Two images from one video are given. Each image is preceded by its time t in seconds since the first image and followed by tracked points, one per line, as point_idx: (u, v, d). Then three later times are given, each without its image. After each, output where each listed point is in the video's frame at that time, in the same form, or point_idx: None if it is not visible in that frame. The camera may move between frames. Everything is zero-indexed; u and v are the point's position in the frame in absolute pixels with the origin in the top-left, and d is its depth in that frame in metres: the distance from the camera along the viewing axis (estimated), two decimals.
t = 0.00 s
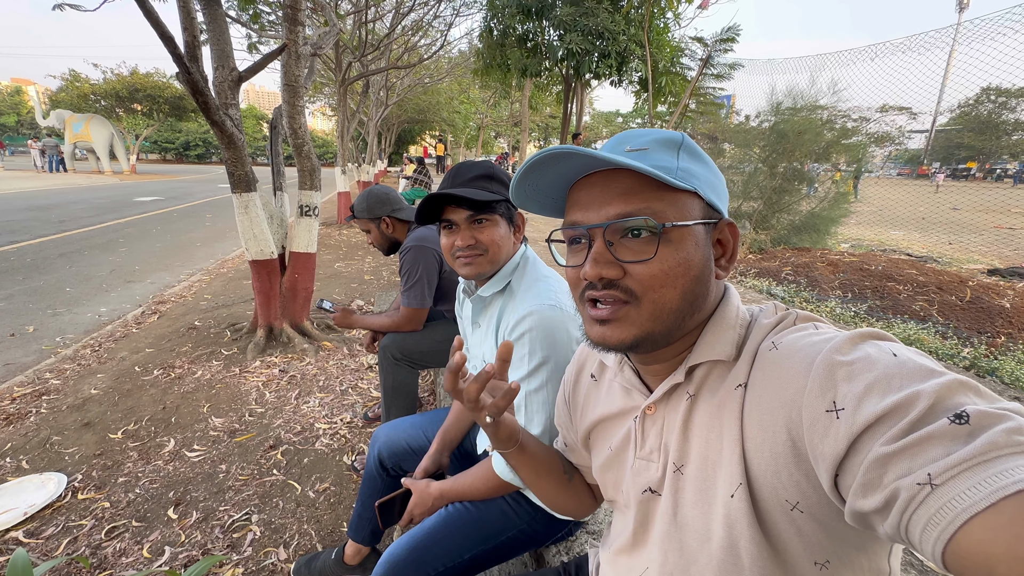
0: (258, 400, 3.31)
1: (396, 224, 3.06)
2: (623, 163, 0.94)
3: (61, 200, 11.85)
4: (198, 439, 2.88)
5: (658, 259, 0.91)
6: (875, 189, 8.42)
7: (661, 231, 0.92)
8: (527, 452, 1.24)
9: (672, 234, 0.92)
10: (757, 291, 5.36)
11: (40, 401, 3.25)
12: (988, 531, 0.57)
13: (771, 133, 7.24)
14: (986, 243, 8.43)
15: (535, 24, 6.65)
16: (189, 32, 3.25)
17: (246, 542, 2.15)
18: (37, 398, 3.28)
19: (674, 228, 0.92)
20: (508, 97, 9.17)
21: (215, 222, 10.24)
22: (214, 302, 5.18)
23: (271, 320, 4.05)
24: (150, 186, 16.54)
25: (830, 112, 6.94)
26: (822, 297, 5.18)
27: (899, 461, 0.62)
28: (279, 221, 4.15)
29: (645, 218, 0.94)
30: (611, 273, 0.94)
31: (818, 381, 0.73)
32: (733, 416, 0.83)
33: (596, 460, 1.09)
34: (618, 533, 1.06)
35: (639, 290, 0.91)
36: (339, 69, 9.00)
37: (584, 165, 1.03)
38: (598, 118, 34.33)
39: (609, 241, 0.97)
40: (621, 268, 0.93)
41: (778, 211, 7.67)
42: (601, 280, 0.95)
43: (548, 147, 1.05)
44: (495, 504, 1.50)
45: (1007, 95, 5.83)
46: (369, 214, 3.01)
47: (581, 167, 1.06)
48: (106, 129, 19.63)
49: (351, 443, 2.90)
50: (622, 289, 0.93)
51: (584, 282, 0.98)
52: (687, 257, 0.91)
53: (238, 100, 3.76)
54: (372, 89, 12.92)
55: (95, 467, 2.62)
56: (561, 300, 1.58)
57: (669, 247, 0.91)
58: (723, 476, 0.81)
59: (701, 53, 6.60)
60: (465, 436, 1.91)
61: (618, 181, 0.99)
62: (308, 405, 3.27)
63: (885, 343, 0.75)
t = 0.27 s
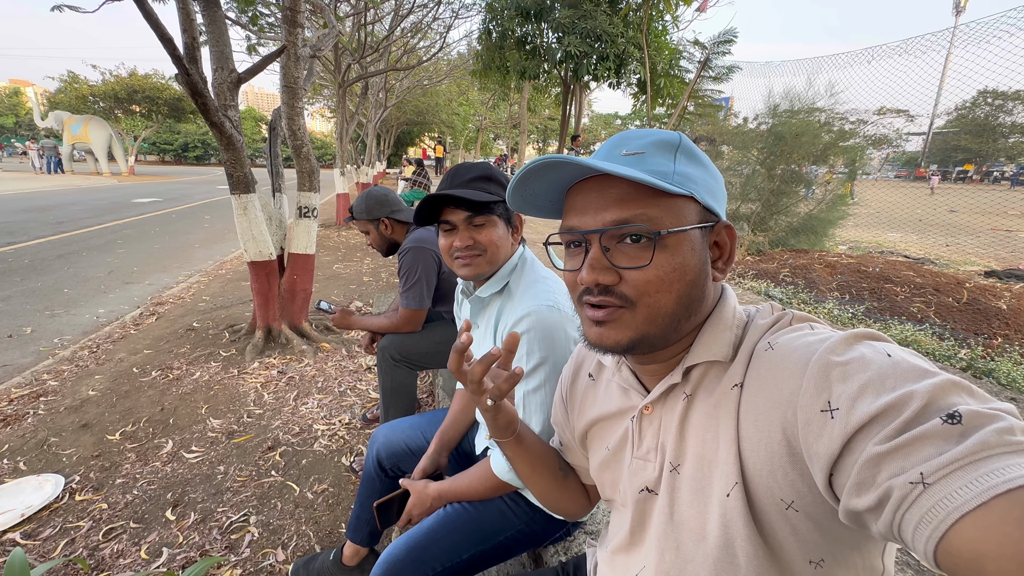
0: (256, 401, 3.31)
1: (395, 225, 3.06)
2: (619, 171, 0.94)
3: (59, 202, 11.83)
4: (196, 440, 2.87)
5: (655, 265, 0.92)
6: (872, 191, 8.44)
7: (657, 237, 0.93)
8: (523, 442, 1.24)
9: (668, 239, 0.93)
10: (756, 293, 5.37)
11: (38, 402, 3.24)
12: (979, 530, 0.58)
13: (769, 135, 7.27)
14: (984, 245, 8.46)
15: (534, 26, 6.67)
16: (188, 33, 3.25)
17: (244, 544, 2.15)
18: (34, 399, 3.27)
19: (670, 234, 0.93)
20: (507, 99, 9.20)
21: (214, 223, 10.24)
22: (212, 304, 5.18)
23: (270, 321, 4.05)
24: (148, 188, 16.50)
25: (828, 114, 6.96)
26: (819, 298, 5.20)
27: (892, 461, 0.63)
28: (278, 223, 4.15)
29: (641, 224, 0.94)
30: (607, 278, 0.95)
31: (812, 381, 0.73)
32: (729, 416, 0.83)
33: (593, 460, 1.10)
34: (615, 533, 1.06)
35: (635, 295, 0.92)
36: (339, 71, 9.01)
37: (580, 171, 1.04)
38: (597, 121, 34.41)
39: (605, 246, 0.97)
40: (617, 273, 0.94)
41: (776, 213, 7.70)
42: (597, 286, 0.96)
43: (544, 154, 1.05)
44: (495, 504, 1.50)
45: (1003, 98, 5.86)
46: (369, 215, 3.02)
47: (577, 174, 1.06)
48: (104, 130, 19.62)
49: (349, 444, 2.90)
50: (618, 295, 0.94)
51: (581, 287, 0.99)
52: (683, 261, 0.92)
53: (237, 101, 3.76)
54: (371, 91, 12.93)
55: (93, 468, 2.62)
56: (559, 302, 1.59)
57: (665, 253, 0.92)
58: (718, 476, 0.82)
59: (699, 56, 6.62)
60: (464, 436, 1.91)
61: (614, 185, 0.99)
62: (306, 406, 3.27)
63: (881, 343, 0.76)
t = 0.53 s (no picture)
0: (253, 403, 3.29)
1: (393, 226, 3.06)
2: (630, 163, 0.94)
3: (54, 203, 11.77)
4: (193, 442, 2.86)
5: (661, 258, 0.91)
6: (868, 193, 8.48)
7: (665, 231, 0.93)
8: (497, 515, 1.23)
9: (675, 234, 0.92)
10: (753, 294, 5.38)
11: (33, 405, 3.22)
12: (984, 529, 0.57)
13: (765, 137, 7.29)
14: (979, 246, 8.50)
15: (531, 28, 6.68)
16: (185, 34, 3.24)
17: (240, 547, 2.14)
18: (29, 402, 3.25)
19: (676, 228, 0.93)
20: (504, 101, 9.21)
21: (211, 225, 10.21)
22: (209, 306, 5.15)
23: (267, 323, 4.03)
24: (144, 189, 16.44)
25: (824, 116, 6.99)
26: (816, 299, 5.21)
27: (896, 460, 0.63)
28: (275, 224, 4.14)
29: (649, 217, 0.94)
30: (612, 270, 0.95)
31: (815, 380, 0.73)
32: (731, 416, 0.83)
33: (594, 461, 1.09)
34: (616, 534, 1.06)
35: (640, 288, 0.92)
36: (336, 73, 9.01)
37: (590, 163, 1.04)
38: (594, 123, 34.49)
39: (612, 238, 0.97)
40: (623, 265, 0.94)
41: (773, 215, 7.71)
42: (602, 277, 0.96)
43: (557, 142, 1.05)
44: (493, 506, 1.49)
45: (998, 100, 5.90)
46: (367, 216, 3.01)
47: (586, 165, 1.07)
48: (100, 132, 19.56)
49: (347, 446, 2.89)
50: (623, 288, 0.94)
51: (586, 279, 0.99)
52: (690, 257, 0.92)
53: (234, 102, 3.75)
54: (368, 93, 12.92)
55: (88, 471, 2.60)
56: (561, 302, 1.58)
57: (672, 248, 0.92)
58: (722, 476, 0.82)
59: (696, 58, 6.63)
60: (462, 438, 1.90)
61: (624, 178, 0.99)
62: (304, 408, 3.25)
63: (882, 342, 0.76)
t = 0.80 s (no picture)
0: (250, 406, 3.28)
1: (390, 228, 3.05)
2: (626, 158, 0.95)
3: (50, 206, 11.72)
4: (190, 446, 2.84)
5: (654, 253, 0.92)
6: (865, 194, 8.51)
7: (659, 226, 0.93)
8: (491, 548, 1.23)
9: (669, 230, 0.93)
10: (751, 295, 5.39)
11: (29, 409, 3.20)
12: (978, 531, 0.57)
13: (762, 139, 7.32)
14: (975, 247, 8.54)
15: (528, 30, 6.69)
16: (182, 36, 3.23)
17: (238, 551, 2.13)
18: (25, 406, 3.23)
19: (671, 225, 0.93)
20: (501, 103, 9.21)
21: (208, 227, 10.18)
22: (206, 308, 5.14)
23: (264, 325, 4.02)
24: (141, 192, 16.39)
25: (820, 118, 7.01)
26: (814, 300, 5.22)
27: (891, 462, 0.63)
28: (272, 226, 4.13)
29: (643, 212, 0.95)
30: (607, 266, 0.95)
31: (812, 380, 0.73)
32: (729, 416, 0.83)
33: (592, 462, 1.09)
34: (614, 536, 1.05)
35: (634, 283, 0.92)
36: (333, 75, 9.00)
37: (589, 160, 1.05)
38: (592, 124, 34.56)
39: (607, 234, 0.98)
40: (617, 261, 0.94)
41: (770, 216, 7.73)
42: (597, 272, 0.96)
43: (556, 137, 1.07)
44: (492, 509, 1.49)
45: (992, 102, 5.93)
46: (364, 218, 3.01)
47: (583, 161, 1.07)
48: (96, 133, 19.50)
49: (345, 448, 2.88)
50: (616, 282, 0.94)
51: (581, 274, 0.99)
52: (685, 254, 0.92)
53: (231, 104, 3.74)
54: (365, 95, 12.92)
55: (84, 475, 2.58)
56: (558, 303, 1.59)
57: (666, 243, 0.92)
58: (719, 477, 0.82)
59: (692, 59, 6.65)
60: (460, 441, 1.89)
61: (622, 176, 1.00)
62: (302, 410, 3.24)
63: (879, 344, 0.76)
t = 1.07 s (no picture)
0: (246, 409, 3.25)
1: (388, 230, 3.04)
2: (633, 151, 0.95)
3: (43, 208, 11.62)
4: (185, 449, 2.82)
5: (661, 247, 0.91)
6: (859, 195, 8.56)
7: (666, 220, 0.92)
8: None
9: (676, 224, 0.92)
10: (747, 296, 5.40)
11: (21, 413, 3.16)
12: (991, 530, 0.57)
13: (757, 140, 7.35)
14: (968, 247, 8.59)
15: (525, 32, 6.70)
16: (177, 37, 3.21)
17: (234, 555, 2.10)
18: (17, 410, 3.19)
19: (678, 219, 0.92)
20: (497, 105, 9.21)
21: (203, 229, 10.13)
22: (201, 310, 5.10)
23: (260, 327, 3.99)
24: (135, 194, 16.28)
25: (815, 119, 7.04)
26: (810, 301, 5.24)
27: (903, 461, 0.62)
28: (268, 228, 4.11)
29: (650, 205, 0.94)
30: (612, 258, 0.95)
31: (822, 378, 0.72)
32: (736, 414, 0.82)
33: (595, 461, 1.08)
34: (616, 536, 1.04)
35: (640, 277, 0.92)
36: (329, 76, 8.98)
37: (596, 155, 1.05)
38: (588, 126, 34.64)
39: (613, 227, 0.97)
40: (623, 254, 0.94)
41: (766, 216, 7.76)
42: (603, 265, 0.96)
43: (562, 131, 1.07)
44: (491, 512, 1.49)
45: (985, 103, 5.98)
46: (361, 219, 2.99)
47: (591, 155, 1.07)
48: (90, 135, 19.39)
49: (342, 451, 2.86)
50: (623, 275, 0.93)
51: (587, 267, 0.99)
52: (691, 248, 0.91)
53: (227, 105, 3.72)
54: (361, 97, 12.90)
55: (77, 480, 2.55)
56: (560, 304, 1.58)
57: (672, 237, 0.91)
58: (726, 476, 0.81)
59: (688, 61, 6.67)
60: (459, 443, 1.88)
61: (628, 170, 1.00)
62: (298, 413, 3.22)
63: (890, 342, 0.75)
